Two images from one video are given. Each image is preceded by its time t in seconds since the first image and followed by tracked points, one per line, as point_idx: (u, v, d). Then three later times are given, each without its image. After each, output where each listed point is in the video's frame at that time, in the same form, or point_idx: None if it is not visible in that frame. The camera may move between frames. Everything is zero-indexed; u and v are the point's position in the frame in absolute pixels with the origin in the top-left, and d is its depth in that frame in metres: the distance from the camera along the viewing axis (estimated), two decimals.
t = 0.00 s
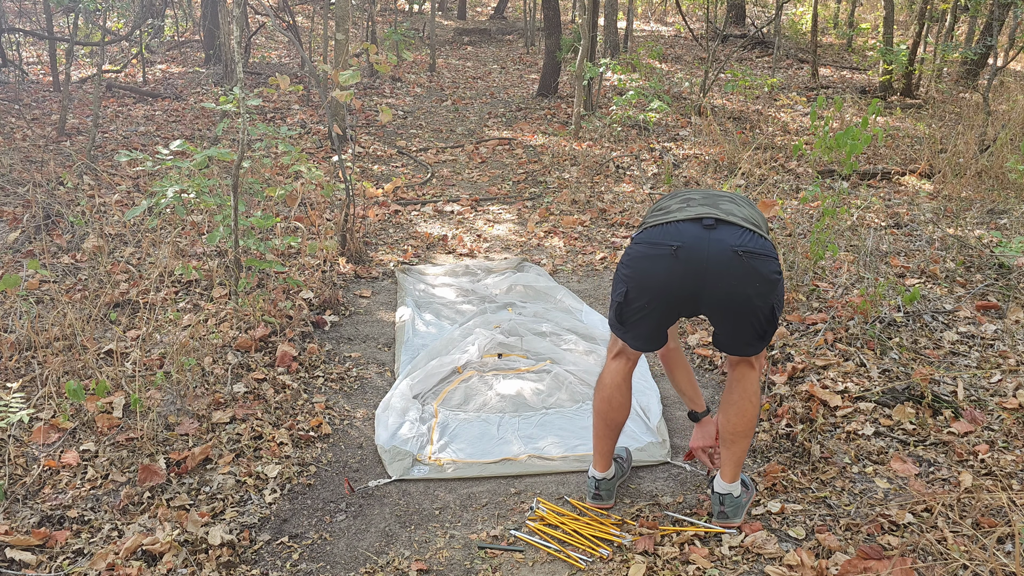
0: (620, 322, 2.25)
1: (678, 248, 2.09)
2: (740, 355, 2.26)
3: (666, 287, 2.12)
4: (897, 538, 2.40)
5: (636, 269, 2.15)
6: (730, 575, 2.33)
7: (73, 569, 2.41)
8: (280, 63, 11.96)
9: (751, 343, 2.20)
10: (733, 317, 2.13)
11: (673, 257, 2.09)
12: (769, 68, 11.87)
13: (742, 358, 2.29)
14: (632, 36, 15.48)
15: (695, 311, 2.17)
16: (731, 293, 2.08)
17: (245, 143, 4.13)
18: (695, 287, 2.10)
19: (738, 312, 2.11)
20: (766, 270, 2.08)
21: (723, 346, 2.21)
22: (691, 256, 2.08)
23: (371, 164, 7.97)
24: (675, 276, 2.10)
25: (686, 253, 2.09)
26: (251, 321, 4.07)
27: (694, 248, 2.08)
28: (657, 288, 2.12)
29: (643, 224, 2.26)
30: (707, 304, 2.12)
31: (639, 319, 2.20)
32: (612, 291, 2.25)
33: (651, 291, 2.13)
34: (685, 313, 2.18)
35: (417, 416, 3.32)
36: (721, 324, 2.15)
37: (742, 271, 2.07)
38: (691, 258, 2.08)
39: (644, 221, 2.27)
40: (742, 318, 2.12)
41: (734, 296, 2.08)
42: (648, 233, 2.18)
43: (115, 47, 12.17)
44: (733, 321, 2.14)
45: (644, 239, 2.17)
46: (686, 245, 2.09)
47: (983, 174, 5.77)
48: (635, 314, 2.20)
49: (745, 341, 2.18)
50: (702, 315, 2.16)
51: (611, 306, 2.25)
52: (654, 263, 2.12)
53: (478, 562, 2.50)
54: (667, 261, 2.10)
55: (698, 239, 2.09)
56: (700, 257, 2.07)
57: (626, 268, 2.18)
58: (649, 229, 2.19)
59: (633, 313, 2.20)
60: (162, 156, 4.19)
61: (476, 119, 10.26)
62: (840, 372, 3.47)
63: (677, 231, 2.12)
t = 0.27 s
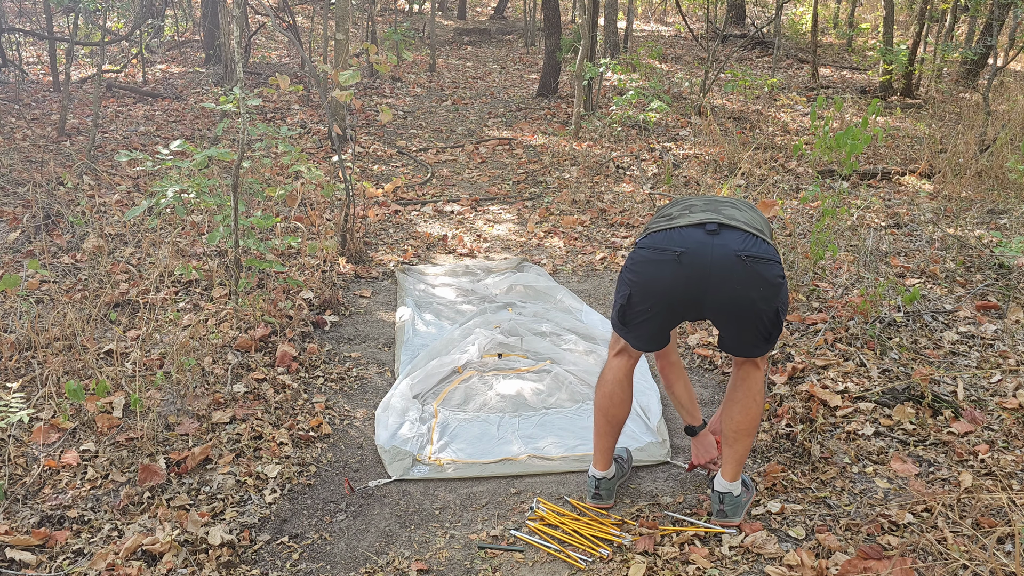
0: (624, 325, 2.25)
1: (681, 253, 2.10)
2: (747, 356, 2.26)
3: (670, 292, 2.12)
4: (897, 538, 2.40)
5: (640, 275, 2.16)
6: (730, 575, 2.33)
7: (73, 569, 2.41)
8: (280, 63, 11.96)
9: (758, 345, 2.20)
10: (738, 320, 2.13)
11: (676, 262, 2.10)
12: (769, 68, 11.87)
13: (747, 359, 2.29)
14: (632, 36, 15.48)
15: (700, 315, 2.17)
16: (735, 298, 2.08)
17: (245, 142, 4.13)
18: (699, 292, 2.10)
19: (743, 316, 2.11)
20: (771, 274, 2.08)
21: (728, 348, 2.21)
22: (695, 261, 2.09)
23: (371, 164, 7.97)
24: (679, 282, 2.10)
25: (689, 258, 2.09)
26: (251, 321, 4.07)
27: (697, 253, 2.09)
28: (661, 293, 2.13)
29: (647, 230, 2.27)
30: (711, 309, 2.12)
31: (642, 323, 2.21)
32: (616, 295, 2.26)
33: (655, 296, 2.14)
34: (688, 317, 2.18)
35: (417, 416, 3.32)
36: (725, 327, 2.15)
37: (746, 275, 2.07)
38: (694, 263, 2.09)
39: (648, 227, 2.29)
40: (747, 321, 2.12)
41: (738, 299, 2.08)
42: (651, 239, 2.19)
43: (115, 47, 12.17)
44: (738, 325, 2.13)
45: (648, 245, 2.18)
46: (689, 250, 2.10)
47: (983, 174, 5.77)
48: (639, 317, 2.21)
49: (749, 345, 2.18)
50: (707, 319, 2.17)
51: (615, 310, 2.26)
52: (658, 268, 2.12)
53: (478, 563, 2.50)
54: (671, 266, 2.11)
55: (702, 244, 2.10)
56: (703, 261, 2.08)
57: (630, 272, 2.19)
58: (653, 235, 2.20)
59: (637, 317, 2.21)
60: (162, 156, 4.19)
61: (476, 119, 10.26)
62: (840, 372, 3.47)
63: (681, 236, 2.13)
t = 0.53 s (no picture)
0: (625, 329, 2.25)
1: (681, 257, 2.10)
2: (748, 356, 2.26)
3: (670, 296, 2.12)
4: (897, 538, 2.40)
5: (641, 278, 2.16)
6: (730, 574, 2.33)
7: (73, 568, 2.42)
8: (280, 63, 11.96)
9: (758, 347, 2.20)
10: (738, 323, 2.13)
11: (677, 266, 2.10)
12: (769, 68, 11.87)
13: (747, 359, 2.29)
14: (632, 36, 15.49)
15: (700, 319, 2.17)
16: (736, 301, 2.08)
17: (245, 143, 4.13)
18: (699, 295, 2.11)
19: (743, 319, 2.11)
20: (772, 276, 2.08)
21: (729, 350, 2.21)
22: (695, 265, 2.09)
23: (371, 163, 7.97)
24: (679, 285, 2.11)
25: (689, 262, 2.09)
26: (251, 321, 4.07)
27: (697, 257, 2.09)
28: (661, 297, 2.13)
29: (647, 235, 2.27)
30: (711, 312, 2.13)
31: (643, 326, 2.20)
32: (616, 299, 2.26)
33: (655, 300, 2.14)
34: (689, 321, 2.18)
35: (417, 416, 3.32)
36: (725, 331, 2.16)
37: (746, 278, 2.07)
38: (694, 267, 2.09)
39: (648, 232, 2.29)
40: (748, 324, 2.12)
41: (738, 303, 2.08)
42: (651, 243, 2.19)
43: (115, 47, 12.17)
44: (738, 328, 2.14)
45: (648, 249, 2.18)
46: (689, 254, 2.10)
47: (983, 174, 5.76)
48: (639, 321, 2.21)
49: (750, 348, 2.18)
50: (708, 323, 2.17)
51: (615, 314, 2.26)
52: (658, 272, 2.12)
53: (478, 562, 2.50)
54: (671, 270, 2.11)
55: (702, 248, 2.10)
56: (703, 265, 2.08)
57: (630, 276, 2.19)
58: (652, 239, 2.20)
59: (637, 320, 2.21)
60: (162, 156, 4.19)
61: (476, 119, 10.26)
62: (840, 372, 3.48)
63: (681, 240, 2.14)
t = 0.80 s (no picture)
0: (626, 329, 2.25)
1: (684, 259, 2.09)
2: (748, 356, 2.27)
3: (672, 298, 2.12)
4: (897, 538, 2.40)
5: (643, 280, 2.15)
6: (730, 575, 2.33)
7: (73, 569, 2.42)
8: (280, 63, 11.97)
9: (758, 348, 2.20)
10: (740, 326, 2.13)
11: (679, 268, 2.09)
12: (769, 68, 11.87)
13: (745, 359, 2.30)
14: (632, 36, 15.49)
15: (701, 320, 2.17)
16: (737, 303, 2.08)
17: (245, 142, 4.13)
18: (701, 298, 2.10)
19: (744, 321, 2.11)
20: (773, 280, 2.08)
21: (729, 351, 2.21)
22: (697, 268, 2.08)
23: (371, 164, 7.97)
24: (681, 288, 2.10)
25: (692, 264, 2.09)
26: (251, 321, 4.07)
27: (700, 259, 2.08)
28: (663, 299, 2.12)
29: (650, 235, 2.26)
30: (713, 314, 2.12)
31: (644, 327, 2.20)
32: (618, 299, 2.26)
33: (657, 302, 2.14)
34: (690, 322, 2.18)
35: (417, 416, 3.32)
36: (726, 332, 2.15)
37: (749, 281, 2.06)
38: (697, 270, 2.08)
39: (651, 232, 2.28)
40: (749, 326, 2.12)
41: (740, 305, 2.08)
42: (654, 244, 2.18)
43: (115, 47, 12.17)
44: (739, 330, 2.14)
45: (651, 250, 2.17)
46: (692, 256, 2.09)
47: (983, 174, 5.76)
48: (641, 322, 2.21)
49: (751, 350, 2.18)
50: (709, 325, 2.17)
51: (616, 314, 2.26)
52: (660, 274, 2.12)
53: (478, 562, 2.50)
54: (673, 272, 2.10)
55: (704, 250, 2.09)
56: (706, 267, 2.07)
57: (632, 277, 2.18)
58: (655, 240, 2.19)
59: (639, 321, 2.21)
60: (162, 156, 4.19)
61: (476, 119, 10.26)
62: (840, 372, 3.48)
63: (684, 241, 2.13)
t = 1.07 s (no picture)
0: (649, 326, 2.22)
1: (719, 261, 2.06)
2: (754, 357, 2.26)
3: (703, 299, 2.10)
4: (897, 538, 2.40)
5: (675, 279, 2.12)
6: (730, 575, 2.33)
7: (73, 569, 2.41)
8: (280, 63, 11.97)
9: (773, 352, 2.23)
10: (764, 328, 2.14)
11: (714, 270, 2.07)
12: (769, 69, 11.87)
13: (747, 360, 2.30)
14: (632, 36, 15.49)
15: (726, 320, 2.16)
16: (766, 305, 2.08)
17: (245, 142, 4.13)
18: (732, 301, 2.09)
19: (770, 323, 2.12)
20: (803, 287, 2.09)
21: (741, 352, 2.21)
22: (732, 270, 2.06)
23: (371, 164, 7.97)
24: (713, 290, 2.08)
25: (727, 267, 2.06)
26: (251, 321, 4.07)
27: (735, 262, 2.06)
28: (695, 300, 2.10)
29: (681, 227, 2.21)
30: (740, 318, 2.12)
31: (670, 326, 2.18)
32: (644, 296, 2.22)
33: (688, 302, 2.12)
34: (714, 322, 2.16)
35: (417, 416, 3.32)
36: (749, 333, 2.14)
37: (781, 287, 2.06)
38: (731, 273, 2.06)
39: (683, 223, 2.22)
40: (772, 331, 2.14)
41: (769, 311, 2.08)
42: (688, 240, 2.13)
43: (115, 47, 12.16)
44: (762, 332, 2.13)
45: (685, 248, 2.13)
46: (727, 258, 2.06)
47: (983, 174, 5.76)
48: (667, 320, 2.17)
49: (769, 353, 2.18)
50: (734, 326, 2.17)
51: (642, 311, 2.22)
52: (693, 274, 2.09)
53: (478, 563, 2.50)
54: (707, 273, 2.07)
55: (741, 253, 2.06)
56: (740, 271, 2.05)
57: (663, 273, 2.14)
58: (689, 235, 2.14)
59: (664, 319, 2.17)
60: (162, 156, 4.19)
61: (476, 119, 10.26)
62: (840, 372, 3.48)
63: (720, 241, 2.09)
